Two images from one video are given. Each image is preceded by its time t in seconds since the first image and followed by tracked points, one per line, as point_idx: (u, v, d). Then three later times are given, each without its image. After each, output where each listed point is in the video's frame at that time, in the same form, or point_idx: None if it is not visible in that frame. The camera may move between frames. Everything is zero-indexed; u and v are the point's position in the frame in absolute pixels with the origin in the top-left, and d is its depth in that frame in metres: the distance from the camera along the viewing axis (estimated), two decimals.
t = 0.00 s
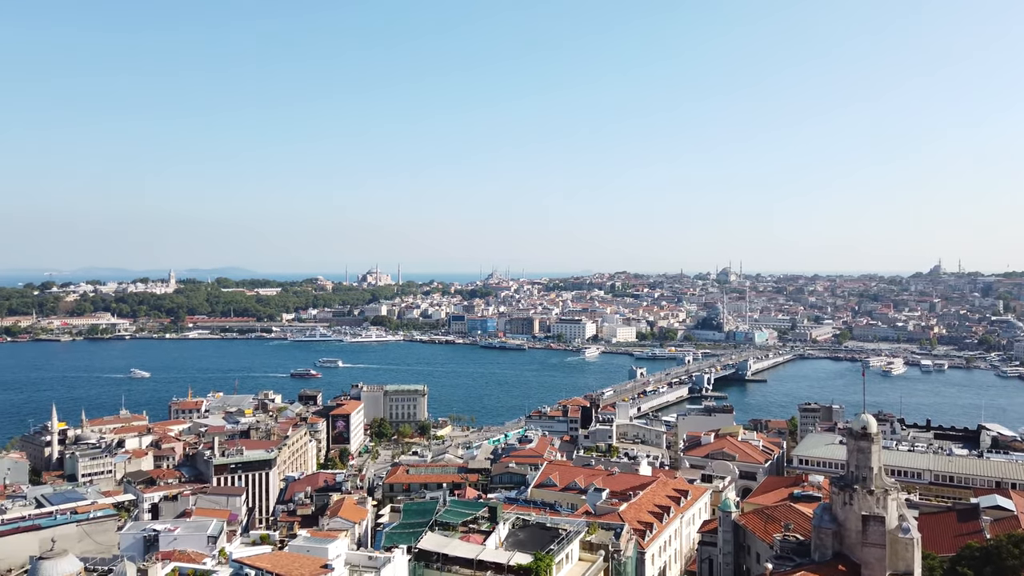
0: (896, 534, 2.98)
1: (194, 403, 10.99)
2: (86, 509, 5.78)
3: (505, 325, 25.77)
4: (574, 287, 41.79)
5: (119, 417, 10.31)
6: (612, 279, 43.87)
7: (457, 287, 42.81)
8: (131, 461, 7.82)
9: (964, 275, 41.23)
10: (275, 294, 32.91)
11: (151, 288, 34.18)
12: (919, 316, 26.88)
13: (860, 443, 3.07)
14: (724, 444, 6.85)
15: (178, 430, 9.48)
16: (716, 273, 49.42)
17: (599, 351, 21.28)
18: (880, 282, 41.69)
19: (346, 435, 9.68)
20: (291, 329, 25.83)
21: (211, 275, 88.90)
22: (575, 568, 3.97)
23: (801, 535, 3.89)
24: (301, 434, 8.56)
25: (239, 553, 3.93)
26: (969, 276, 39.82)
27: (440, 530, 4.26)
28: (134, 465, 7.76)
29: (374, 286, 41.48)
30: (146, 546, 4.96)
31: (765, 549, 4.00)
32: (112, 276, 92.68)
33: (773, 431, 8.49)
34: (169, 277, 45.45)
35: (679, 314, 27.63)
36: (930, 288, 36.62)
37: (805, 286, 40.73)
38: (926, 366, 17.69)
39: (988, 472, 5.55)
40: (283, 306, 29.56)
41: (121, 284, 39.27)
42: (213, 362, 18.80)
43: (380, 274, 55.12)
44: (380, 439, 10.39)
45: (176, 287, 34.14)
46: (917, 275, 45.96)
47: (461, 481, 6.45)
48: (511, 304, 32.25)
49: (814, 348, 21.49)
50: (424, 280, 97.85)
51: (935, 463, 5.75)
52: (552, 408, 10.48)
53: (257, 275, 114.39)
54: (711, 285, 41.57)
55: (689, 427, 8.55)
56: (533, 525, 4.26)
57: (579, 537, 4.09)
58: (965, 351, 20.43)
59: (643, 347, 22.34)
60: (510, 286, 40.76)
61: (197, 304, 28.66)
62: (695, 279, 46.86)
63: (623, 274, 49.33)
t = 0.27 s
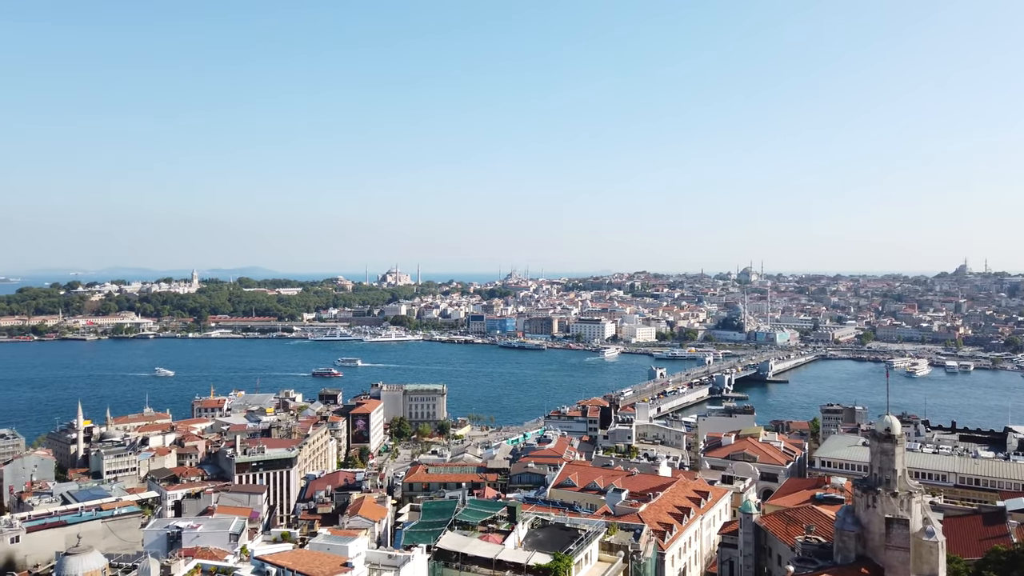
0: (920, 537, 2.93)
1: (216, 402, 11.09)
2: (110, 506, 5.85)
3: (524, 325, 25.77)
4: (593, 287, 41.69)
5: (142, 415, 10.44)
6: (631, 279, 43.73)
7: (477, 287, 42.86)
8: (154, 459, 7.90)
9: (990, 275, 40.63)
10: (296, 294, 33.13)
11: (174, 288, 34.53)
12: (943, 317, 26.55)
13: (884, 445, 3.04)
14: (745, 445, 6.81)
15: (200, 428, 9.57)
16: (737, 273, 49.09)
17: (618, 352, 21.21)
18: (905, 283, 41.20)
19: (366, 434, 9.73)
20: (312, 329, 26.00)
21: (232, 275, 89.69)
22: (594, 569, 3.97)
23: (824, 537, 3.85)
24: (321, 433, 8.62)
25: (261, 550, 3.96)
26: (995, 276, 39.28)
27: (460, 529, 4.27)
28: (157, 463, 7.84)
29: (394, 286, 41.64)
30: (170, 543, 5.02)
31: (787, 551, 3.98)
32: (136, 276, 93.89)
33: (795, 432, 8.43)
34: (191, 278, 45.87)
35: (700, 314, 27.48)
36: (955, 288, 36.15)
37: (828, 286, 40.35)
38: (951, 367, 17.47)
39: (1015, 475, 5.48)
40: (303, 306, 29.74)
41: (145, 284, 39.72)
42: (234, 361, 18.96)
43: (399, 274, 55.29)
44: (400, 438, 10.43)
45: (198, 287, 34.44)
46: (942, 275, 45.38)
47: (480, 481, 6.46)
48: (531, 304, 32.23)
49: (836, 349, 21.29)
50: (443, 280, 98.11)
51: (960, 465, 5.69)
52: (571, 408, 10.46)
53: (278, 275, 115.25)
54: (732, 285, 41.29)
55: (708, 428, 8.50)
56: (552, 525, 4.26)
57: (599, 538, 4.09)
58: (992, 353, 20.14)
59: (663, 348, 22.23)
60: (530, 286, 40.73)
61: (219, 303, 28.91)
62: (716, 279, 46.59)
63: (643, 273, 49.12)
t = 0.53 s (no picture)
0: (944, 540, 2.85)
1: (237, 401, 11.19)
2: (133, 503, 5.92)
3: (542, 325, 25.74)
4: (612, 287, 41.57)
5: (165, 414, 10.55)
6: (650, 279, 43.56)
7: (495, 287, 42.86)
8: (177, 457, 7.97)
9: (1016, 275, 40.07)
10: (315, 294, 33.32)
11: (196, 288, 34.85)
12: (968, 317, 26.21)
13: (907, 447, 3.00)
14: (765, 446, 6.76)
15: (221, 426, 9.65)
16: (757, 273, 48.76)
17: (637, 352, 21.14)
18: (929, 283, 40.71)
19: (385, 433, 9.77)
20: (331, 328, 26.13)
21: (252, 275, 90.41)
22: (612, 570, 3.97)
23: (846, 540, 3.82)
24: (341, 432, 8.66)
25: (282, 548, 3.98)
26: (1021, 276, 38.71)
27: (478, 529, 4.28)
28: (180, 461, 7.92)
29: (413, 285, 41.76)
30: (191, 540, 5.10)
31: (808, 553, 3.94)
32: (158, 276, 94.89)
33: (816, 434, 8.36)
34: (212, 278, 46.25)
35: (719, 314, 27.32)
36: (980, 288, 35.68)
37: (850, 286, 39.96)
38: (976, 369, 17.24)
39: None
40: (323, 306, 29.92)
41: (167, 284, 40.14)
42: (255, 360, 19.10)
43: (417, 274, 55.42)
44: (418, 438, 10.47)
45: (219, 286, 34.73)
46: (967, 275, 44.81)
47: (498, 481, 6.46)
48: (549, 304, 32.19)
49: (859, 349, 21.08)
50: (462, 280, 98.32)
51: (985, 468, 5.62)
52: (590, 409, 10.44)
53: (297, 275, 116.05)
54: (752, 285, 41.02)
55: (728, 429, 8.45)
56: (571, 525, 4.26)
57: (617, 538, 4.08)
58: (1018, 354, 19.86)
59: (682, 348, 22.13)
60: (548, 286, 40.69)
61: (240, 303, 29.14)
62: (735, 279, 46.31)
63: (662, 273, 48.91)
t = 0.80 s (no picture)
0: (972, 544, 2.83)
1: (261, 400, 11.28)
2: (159, 500, 6.00)
3: (563, 325, 25.70)
4: (633, 287, 41.41)
5: (190, 412, 10.68)
6: (672, 279, 43.33)
7: (516, 287, 42.85)
8: (201, 455, 8.06)
9: None
10: (338, 293, 33.51)
11: (220, 287, 35.18)
12: (997, 318, 25.80)
13: (935, 449, 2.96)
14: (789, 448, 6.70)
15: (245, 425, 9.73)
16: (780, 273, 48.34)
17: (659, 352, 21.03)
18: (957, 283, 40.12)
19: (406, 432, 9.81)
20: (353, 328, 26.26)
21: (275, 275, 91.17)
22: (634, 571, 3.95)
23: (871, 544, 3.77)
24: (362, 431, 8.71)
25: (305, 545, 4.02)
26: None
27: (499, 529, 4.29)
28: (204, 459, 8.00)
29: (434, 285, 41.87)
30: (216, 537, 5.13)
31: (832, 556, 3.90)
32: (183, 276, 95.98)
33: (840, 436, 8.27)
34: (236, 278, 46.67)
35: (742, 315, 27.11)
36: (1009, 288, 35.09)
37: (876, 286, 39.49)
38: (1005, 371, 16.97)
39: None
40: (345, 305, 30.09)
41: (192, 283, 40.59)
42: (278, 359, 19.25)
43: (439, 273, 55.59)
44: (439, 437, 10.50)
45: (243, 286, 35.04)
46: (995, 275, 44.14)
47: (519, 481, 6.46)
48: (570, 304, 32.14)
49: (884, 350, 20.82)
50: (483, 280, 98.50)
51: (1014, 471, 5.53)
52: (611, 409, 10.41)
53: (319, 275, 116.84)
54: (776, 285, 40.66)
55: (751, 430, 8.38)
56: (592, 525, 4.25)
57: (638, 539, 4.06)
58: None
59: (704, 348, 21.99)
60: (569, 286, 40.60)
61: (264, 303, 29.37)
62: (759, 279, 45.95)
63: (684, 273, 48.65)
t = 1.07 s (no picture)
0: (1009, 550, 2.82)
1: (290, 398, 11.39)
2: (191, 496, 6.09)
3: (589, 325, 25.63)
4: (661, 287, 41.19)
5: (221, 409, 10.82)
6: (700, 279, 43.01)
7: (543, 287, 42.82)
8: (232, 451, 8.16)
9: None
10: (366, 293, 33.73)
11: (250, 287, 35.60)
12: None
13: (970, 453, 2.90)
14: (819, 450, 6.63)
15: (274, 423, 9.83)
16: (811, 273, 47.79)
17: (686, 353, 20.89)
18: (993, 283, 39.36)
19: (432, 432, 9.85)
20: (381, 327, 26.42)
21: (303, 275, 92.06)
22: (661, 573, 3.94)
23: (905, 548, 3.72)
24: (390, 429, 8.76)
25: (333, 543, 4.05)
26: None
27: (525, 529, 4.28)
28: (235, 456, 8.10)
29: (461, 285, 41.98)
30: (246, 533, 5.19)
31: (864, 560, 3.85)
32: (214, 275, 97.31)
33: (872, 438, 8.15)
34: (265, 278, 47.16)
35: (771, 315, 26.84)
36: None
37: (909, 286, 38.87)
38: None
39: None
40: (372, 305, 30.30)
41: (223, 283, 41.13)
42: (306, 358, 19.43)
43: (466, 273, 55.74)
44: (466, 437, 10.52)
45: (272, 286, 35.41)
46: None
47: (546, 481, 6.46)
48: (596, 304, 32.04)
49: (918, 352, 20.49)
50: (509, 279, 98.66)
51: None
52: (638, 410, 10.36)
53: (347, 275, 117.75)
54: (806, 285, 40.18)
55: (781, 432, 8.29)
56: (619, 527, 4.24)
57: (666, 541, 4.04)
58: None
59: (733, 349, 21.82)
60: (596, 286, 40.48)
61: (293, 302, 29.66)
62: (788, 279, 45.47)
63: (712, 273, 48.28)
